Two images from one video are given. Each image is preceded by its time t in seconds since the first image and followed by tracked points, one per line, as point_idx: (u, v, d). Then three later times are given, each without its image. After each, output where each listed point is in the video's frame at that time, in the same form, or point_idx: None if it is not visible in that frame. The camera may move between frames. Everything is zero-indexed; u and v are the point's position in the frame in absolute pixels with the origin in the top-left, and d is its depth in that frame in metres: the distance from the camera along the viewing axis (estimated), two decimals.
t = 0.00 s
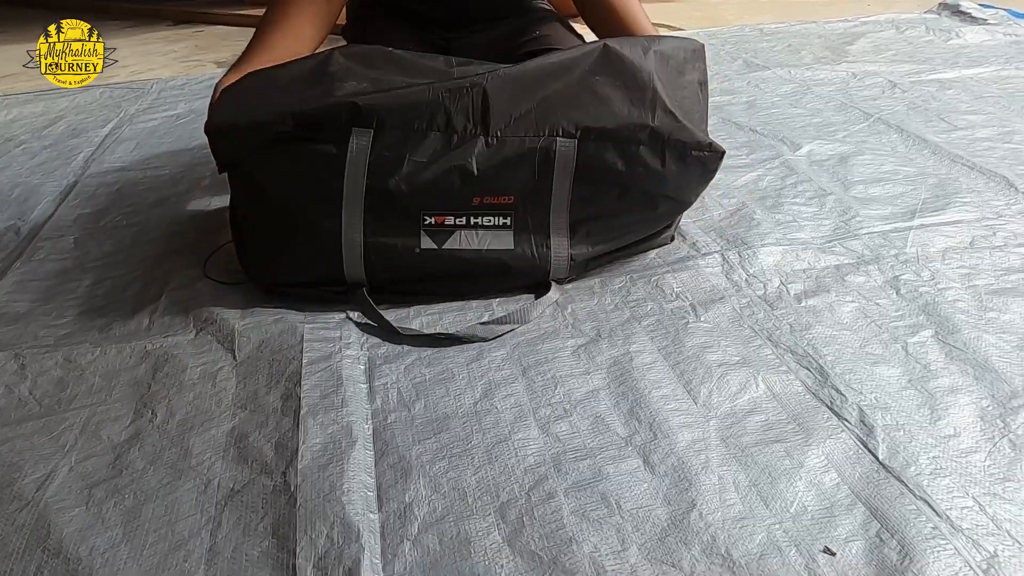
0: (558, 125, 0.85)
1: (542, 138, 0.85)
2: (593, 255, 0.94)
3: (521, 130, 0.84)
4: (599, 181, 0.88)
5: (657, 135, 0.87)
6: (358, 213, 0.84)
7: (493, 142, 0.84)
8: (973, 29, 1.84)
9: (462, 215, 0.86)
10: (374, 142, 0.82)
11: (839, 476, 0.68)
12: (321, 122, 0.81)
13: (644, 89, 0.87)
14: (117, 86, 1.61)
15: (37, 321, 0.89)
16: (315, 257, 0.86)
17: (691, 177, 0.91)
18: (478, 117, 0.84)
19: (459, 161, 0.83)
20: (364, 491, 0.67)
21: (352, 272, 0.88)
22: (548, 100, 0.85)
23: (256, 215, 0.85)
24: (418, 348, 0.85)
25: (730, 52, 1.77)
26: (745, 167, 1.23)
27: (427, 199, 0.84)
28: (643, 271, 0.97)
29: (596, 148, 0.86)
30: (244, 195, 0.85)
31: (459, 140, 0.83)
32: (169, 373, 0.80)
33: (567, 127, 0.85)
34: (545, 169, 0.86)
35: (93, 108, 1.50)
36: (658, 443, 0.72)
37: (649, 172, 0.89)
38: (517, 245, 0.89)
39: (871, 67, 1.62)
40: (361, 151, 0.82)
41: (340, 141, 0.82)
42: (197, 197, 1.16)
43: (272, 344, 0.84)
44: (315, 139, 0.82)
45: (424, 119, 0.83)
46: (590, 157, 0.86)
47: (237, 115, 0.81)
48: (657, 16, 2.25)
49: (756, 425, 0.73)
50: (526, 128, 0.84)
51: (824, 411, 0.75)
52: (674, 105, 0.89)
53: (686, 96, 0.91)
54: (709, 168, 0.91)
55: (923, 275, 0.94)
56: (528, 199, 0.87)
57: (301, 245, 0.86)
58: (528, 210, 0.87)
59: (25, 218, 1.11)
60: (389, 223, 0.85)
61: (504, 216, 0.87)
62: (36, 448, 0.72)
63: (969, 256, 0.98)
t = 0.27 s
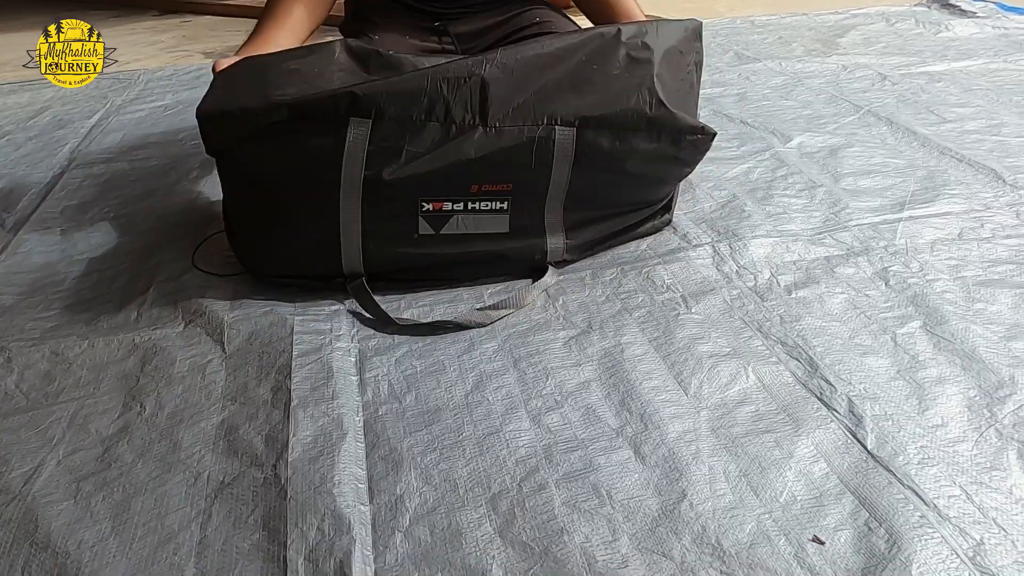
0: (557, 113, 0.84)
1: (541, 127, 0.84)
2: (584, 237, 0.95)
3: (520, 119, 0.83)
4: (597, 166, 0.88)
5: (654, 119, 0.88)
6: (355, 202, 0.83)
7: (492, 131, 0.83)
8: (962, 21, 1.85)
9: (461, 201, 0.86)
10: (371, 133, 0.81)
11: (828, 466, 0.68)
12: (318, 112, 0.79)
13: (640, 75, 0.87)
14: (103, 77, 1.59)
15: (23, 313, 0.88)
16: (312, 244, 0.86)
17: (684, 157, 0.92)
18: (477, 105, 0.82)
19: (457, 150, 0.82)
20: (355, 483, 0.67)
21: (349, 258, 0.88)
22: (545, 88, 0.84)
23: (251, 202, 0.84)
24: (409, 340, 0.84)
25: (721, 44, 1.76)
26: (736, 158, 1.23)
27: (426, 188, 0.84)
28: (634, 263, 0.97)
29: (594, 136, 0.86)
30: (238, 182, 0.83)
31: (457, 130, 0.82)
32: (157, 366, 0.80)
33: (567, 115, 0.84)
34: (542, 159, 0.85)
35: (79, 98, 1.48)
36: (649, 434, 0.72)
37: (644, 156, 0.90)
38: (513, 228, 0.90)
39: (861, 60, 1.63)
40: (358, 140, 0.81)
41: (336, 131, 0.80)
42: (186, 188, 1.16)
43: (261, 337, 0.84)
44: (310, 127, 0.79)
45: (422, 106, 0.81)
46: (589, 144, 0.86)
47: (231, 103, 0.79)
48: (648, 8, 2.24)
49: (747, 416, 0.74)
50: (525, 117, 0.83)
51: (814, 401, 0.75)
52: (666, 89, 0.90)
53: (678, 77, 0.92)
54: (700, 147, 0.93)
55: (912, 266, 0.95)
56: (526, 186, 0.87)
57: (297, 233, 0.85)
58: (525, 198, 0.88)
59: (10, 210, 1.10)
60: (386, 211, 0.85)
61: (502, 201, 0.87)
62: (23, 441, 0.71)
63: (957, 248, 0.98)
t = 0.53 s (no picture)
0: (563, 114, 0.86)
1: (547, 126, 0.85)
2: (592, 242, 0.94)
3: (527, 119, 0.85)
4: (605, 166, 0.89)
5: (657, 120, 0.89)
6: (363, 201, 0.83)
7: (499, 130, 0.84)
8: (968, 27, 1.85)
9: (471, 202, 0.86)
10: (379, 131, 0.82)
11: (834, 473, 0.68)
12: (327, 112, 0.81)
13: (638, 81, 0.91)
14: (112, 82, 1.60)
15: (32, 317, 0.89)
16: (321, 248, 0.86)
17: (690, 160, 0.93)
18: (482, 107, 0.85)
19: (465, 149, 0.83)
20: (361, 487, 0.67)
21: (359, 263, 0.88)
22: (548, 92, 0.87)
23: (260, 205, 0.84)
24: (414, 345, 0.85)
25: (726, 50, 1.77)
26: (741, 164, 1.23)
27: (435, 187, 0.84)
28: (640, 268, 0.97)
29: (602, 135, 0.87)
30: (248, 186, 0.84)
31: (464, 129, 0.83)
32: (165, 370, 0.80)
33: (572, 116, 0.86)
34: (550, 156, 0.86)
35: (88, 103, 1.49)
36: (654, 440, 0.72)
37: (652, 156, 0.90)
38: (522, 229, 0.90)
39: (867, 66, 1.63)
40: (367, 138, 0.82)
41: (344, 129, 0.82)
42: (193, 192, 1.16)
43: (268, 340, 0.84)
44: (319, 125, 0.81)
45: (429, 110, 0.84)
46: (597, 143, 0.87)
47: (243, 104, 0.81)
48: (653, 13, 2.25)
49: (752, 422, 0.74)
50: (532, 117, 0.85)
51: (820, 407, 0.75)
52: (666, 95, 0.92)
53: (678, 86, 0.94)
54: (704, 151, 0.94)
55: (918, 273, 0.95)
56: (535, 186, 0.87)
57: (306, 235, 0.85)
58: (534, 199, 0.88)
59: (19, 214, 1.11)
60: (395, 213, 0.85)
61: (512, 201, 0.87)
62: (32, 444, 0.72)
63: (964, 254, 0.98)
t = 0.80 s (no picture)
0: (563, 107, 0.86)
1: (547, 119, 0.85)
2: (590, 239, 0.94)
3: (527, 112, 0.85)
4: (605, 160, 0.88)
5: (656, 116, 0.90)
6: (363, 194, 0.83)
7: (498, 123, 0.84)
8: (970, 26, 1.84)
9: (472, 194, 0.85)
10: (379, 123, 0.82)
11: (835, 472, 0.68)
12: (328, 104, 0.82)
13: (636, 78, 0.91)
14: (113, 81, 1.60)
15: (33, 316, 0.89)
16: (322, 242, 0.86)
17: (688, 157, 0.93)
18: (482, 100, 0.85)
19: (464, 141, 0.83)
20: (362, 486, 0.67)
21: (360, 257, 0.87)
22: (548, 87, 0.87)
23: (261, 199, 0.84)
24: (415, 344, 0.85)
25: (727, 49, 1.77)
26: (743, 163, 1.23)
27: (434, 179, 0.84)
28: (641, 267, 0.97)
29: (600, 132, 0.87)
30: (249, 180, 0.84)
31: (463, 120, 0.83)
32: (166, 368, 0.80)
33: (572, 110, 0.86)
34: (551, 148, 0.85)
35: (89, 102, 1.49)
36: (655, 439, 0.72)
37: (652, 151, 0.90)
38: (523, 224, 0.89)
39: (869, 64, 1.62)
40: (366, 130, 0.82)
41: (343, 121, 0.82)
42: (194, 191, 1.16)
43: (269, 339, 0.84)
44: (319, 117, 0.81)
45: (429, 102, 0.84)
46: (598, 137, 0.87)
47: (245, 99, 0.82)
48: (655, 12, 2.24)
49: (753, 420, 0.74)
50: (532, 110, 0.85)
51: (821, 406, 0.75)
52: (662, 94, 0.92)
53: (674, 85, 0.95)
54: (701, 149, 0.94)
55: (920, 271, 0.94)
56: (535, 180, 0.86)
57: (307, 230, 0.85)
58: (535, 193, 0.87)
59: (21, 213, 1.11)
60: (395, 206, 0.84)
61: (512, 194, 0.86)
62: (33, 443, 0.72)
63: (966, 253, 0.98)
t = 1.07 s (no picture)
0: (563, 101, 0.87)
1: (546, 115, 0.86)
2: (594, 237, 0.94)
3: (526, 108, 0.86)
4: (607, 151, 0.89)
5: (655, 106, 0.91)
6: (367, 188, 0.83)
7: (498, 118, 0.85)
8: (971, 29, 1.84)
9: (473, 177, 0.85)
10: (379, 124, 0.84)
11: (836, 474, 0.68)
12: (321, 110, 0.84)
13: (636, 69, 0.92)
14: (114, 82, 1.60)
15: (34, 316, 0.89)
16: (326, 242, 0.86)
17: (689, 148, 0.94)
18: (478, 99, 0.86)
19: (463, 138, 0.84)
20: (363, 487, 0.67)
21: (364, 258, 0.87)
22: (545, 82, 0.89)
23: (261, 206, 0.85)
24: (416, 345, 0.85)
25: (728, 51, 1.77)
26: (743, 165, 1.23)
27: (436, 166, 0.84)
28: (642, 269, 0.97)
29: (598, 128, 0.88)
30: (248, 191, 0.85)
31: (463, 122, 0.85)
32: (167, 369, 0.80)
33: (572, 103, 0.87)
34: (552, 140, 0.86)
35: (90, 104, 1.49)
36: (656, 440, 0.72)
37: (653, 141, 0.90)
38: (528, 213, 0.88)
39: (870, 67, 1.63)
40: (367, 132, 0.83)
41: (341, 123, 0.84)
42: (195, 193, 1.16)
43: (270, 340, 0.84)
44: (316, 122, 0.83)
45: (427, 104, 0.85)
46: (598, 128, 0.88)
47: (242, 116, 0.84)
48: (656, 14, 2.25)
49: (754, 423, 0.74)
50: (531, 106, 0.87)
51: (822, 408, 0.75)
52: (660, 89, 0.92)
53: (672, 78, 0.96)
54: (700, 142, 0.95)
55: (921, 274, 0.94)
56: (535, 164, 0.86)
57: (310, 228, 0.85)
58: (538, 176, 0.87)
59: (22, 214, 1.11)
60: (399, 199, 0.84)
61: (514, 177, 0.86)
62: (34, 443, 0.72)
63: (966, 255, 0.98)
